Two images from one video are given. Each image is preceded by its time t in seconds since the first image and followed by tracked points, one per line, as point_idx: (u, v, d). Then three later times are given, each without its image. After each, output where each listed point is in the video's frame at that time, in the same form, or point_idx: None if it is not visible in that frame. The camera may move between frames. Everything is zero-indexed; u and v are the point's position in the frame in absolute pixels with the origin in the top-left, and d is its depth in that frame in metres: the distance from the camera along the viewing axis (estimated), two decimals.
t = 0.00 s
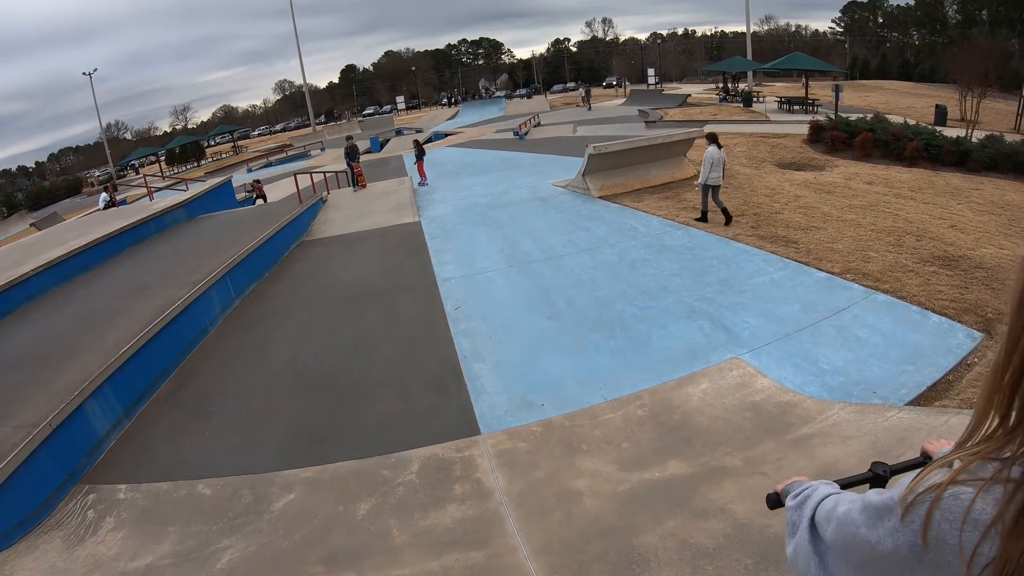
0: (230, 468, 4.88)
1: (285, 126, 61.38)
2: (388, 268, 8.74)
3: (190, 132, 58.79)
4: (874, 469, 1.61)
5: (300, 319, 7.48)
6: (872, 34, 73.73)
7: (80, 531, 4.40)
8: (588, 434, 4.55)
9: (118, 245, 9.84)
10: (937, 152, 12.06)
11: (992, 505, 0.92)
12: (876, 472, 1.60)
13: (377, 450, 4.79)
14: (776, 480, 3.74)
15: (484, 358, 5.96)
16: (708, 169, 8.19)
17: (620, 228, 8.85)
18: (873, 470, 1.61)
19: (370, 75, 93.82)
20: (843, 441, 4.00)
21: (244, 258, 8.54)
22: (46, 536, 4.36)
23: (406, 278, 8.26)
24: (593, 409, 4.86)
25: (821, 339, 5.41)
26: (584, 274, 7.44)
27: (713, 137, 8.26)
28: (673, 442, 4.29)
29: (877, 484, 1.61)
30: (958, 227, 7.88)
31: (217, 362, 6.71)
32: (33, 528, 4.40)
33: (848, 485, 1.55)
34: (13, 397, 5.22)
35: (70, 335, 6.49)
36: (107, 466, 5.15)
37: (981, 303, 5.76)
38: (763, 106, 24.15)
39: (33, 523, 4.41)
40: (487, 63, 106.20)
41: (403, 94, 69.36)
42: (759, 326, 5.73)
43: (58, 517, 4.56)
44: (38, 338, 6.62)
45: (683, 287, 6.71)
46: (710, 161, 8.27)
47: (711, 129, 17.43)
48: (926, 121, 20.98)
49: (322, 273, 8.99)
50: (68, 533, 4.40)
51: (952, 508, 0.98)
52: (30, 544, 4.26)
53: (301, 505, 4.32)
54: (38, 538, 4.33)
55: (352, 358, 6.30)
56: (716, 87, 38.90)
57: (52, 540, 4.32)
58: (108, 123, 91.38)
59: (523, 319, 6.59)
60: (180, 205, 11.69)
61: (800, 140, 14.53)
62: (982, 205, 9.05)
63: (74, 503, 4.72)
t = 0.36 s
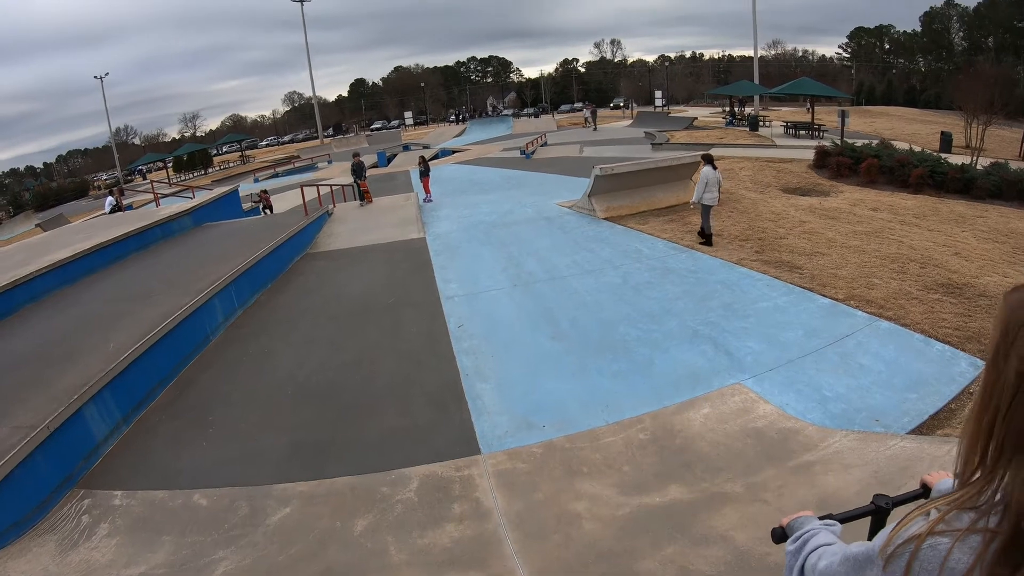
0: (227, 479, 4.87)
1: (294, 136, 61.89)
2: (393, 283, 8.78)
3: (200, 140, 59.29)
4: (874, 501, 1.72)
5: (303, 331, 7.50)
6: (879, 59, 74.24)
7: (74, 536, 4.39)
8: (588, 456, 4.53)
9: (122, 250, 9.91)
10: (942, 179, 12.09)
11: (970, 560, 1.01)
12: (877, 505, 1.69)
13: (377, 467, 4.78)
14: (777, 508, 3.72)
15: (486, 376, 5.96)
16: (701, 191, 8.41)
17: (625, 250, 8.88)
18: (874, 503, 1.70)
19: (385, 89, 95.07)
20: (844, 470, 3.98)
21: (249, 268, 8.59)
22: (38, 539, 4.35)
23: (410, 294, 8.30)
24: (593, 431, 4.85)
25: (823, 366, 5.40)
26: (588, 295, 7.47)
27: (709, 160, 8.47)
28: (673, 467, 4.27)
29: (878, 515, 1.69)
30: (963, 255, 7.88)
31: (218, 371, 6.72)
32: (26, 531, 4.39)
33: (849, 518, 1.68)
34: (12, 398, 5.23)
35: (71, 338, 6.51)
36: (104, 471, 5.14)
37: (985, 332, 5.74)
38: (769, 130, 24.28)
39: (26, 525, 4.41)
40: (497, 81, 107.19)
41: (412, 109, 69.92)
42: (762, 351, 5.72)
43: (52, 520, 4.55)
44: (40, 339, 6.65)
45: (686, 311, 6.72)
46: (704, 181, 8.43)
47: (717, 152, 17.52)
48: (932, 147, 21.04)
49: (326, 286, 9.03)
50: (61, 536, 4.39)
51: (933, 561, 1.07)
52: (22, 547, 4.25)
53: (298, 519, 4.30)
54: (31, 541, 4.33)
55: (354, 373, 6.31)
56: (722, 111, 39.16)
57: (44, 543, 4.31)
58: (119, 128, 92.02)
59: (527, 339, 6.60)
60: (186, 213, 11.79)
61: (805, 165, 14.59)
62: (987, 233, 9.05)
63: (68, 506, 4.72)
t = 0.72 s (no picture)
0: (233, 480, 4.93)
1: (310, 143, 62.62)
2: (404, 294, 8.88)
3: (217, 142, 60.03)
4: (874, 522, 1.73)
5: (314, 337, 7.60)
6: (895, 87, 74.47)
7: (75, 527, 4.45)
8: (592, 474, 4.57)
9: (136, 248, 10.08)
10: (954, 212, 12.09)
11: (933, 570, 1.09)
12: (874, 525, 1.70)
13: (382, 475, 4.83)
14: (778, 533, 3.74)
15: (494, 391, 6.02)
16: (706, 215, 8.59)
17: (636, 272, 8.96)
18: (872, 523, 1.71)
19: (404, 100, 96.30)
20: (847, 497, 3.99)
21: (262, 272, 8.72)
22: (39, 528, 4.42)
23: (420, 305, 8.39)
24: (598, 450, 4.89)
25: (829, 394, 5.42)
26: (598, 314, 7.54)
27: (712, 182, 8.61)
28: (676, 489, 4.30)
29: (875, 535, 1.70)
30: (972, 288, 7.89)
31: (227, 372, 6.81)
32: (26, 520, 4.46)
33: (847, 537, 1.69)
34: (22, 388, 5.34)
35: (82, 332, 6.63)
36: (108, 465, 5.22)
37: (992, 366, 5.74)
38: (783, 157, 24.39)
39: (27, 515, 4.48)
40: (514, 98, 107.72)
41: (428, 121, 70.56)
42: (768, 377, 5.75)
43: (53, 511, 4.63)
44: (52, 330, 6.77)
45: (694, 334, 6.77)
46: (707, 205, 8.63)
47: (730, 177, 17.62)
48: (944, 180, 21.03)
49: (338, 294, 9.14)
50: (62, 527, 4.46)
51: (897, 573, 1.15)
52: (23, 536, 4.31)
53: (302, 523, 4.35)
54: (33, 530, 4.39)
55: (363, 381, 6.38)
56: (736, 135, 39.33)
57: (45, 533, 4.37)
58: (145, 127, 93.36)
59: (536, 355, 6.66)
60: (201, 215, 11.97)
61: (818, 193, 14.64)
62: (997, 267, 9.05)
63: (71, 498, 4.79)
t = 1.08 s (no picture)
0: (259, 464, 5.04)
1: (331, 134, 62.99)
2: (426, 283, 8.95)
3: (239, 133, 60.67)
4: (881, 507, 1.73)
5: (336, 326, 7.70)
6: (924, 80, 72.75)
7: (102, 509, 4.59)
8: (612, 464, 4.60)
9: (163, 236, 10.27)
10: (981, 208, 11.86)
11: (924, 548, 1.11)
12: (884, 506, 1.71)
13: (404, 461, 4.91)
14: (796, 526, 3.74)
15: (515, 379, 6.08)
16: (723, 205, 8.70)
17: (658, 263, 8.93)
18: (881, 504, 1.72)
19: (424, 91, 96.50)
20: (867, 491, 3.98)
21: (286, 262, 8.84)
22: (67, 509, 4.56)
23: (443, 294, 8.44)
24: (619, 440, 4.91)
25: (851, 389, 5.38)
26: (620, 305, 7.54)
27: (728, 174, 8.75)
28: (696, 479, 4.31)
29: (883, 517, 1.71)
30: (998, 285, 7.76)
31: (253, 359, 6.93)
32: (54, 501, 4.62)
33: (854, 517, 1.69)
34: (51, 373, 5.52)
35: (109, 319, 6.79)
36: (133, 448, 5.36)
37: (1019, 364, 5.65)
38: (807, 150, 24.06)
39: (55, 496, 4.64)
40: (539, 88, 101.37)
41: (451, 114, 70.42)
42: (791, 371, 5.72)
43: (80, 492, 4.78)
44: (82, 316, 6.96)
45: (716, 326, 6.75)
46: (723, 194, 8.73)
47: (754, 169, 17.43)
48: (973, 175, 20.60)
49: (361, 283, 9.23)
50: (89, 509, 4.60)
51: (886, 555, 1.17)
52: (51, 515, 4.46)
53: (325, 506, 4.44)
54: (60, 510, 4.54)
55: (386, 369, 6.46)
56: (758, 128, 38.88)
57: (72, 513, 4.52)
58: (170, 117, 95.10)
59: (558, 345, 6.70)
60: (226, 204, 12.15)
61: (843, 186, 14.44)
62: None
63: (98, 480, 4.95)
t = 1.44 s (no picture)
0: (269, 444, 5.02)
1: (318, 108, 61.72)
2: (422, 244, 8.80)
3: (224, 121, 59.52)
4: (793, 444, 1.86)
5: (337, 297, 7.60)
6: None
7: (128, 508, 4.59)
8: (619, 405, 4.54)
9: (159, 233, 10.13)
10: (980, 115, 11.47)
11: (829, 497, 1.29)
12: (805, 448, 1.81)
13: (413, 423, 4.87)
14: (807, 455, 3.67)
15: (517, 330, 5.99)
16: (699, 133, 8.70)
17: (655, 198, 8.74)
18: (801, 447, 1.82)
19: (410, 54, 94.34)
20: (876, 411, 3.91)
21: (282, 241, 8.71)
22: (95, 514, 4.57)
23: (441, 254, 8.30)
24: (624, 380, 4.84)
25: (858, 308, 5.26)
26: (619, 245, 7.39)
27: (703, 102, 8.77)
28: (703, 413, 4.25)
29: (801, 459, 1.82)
30: (1001, 193, 7.55)
31: (258, 341, 6.88)
32: (83, 507, 4.64)
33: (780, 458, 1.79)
34: (63, 383, 5.51)
35: (115, 322, 6.74)
36: (153, 445, 5.35)
37: None
38: (801, 71, 23.34)
39: (82, 502, 4.66)
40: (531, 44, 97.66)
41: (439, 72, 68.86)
42: (793, 296, 5.60)
43: (105, 495, 4.78)
44: (88, 323, 6.90)
45: (717, 257, 6.61)
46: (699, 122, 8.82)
47: (747, 95, 16.93)
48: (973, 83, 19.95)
49: (358, 252, 9.10)
50: (116, 510, 4.61)
51: (795, 500, 1.32)
52: (80, 522, 4.48)
53: (338, 477, 4.43)
54: (89, 515, 4.56)
55: (389, 334, 6.39)
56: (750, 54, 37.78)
57: (101, 517, 4.53)
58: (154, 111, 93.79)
59: (558, 292, 6.59)
60: (218, 192, 11.94)
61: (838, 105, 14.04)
62: None
63: (122, 481, 4.94)
